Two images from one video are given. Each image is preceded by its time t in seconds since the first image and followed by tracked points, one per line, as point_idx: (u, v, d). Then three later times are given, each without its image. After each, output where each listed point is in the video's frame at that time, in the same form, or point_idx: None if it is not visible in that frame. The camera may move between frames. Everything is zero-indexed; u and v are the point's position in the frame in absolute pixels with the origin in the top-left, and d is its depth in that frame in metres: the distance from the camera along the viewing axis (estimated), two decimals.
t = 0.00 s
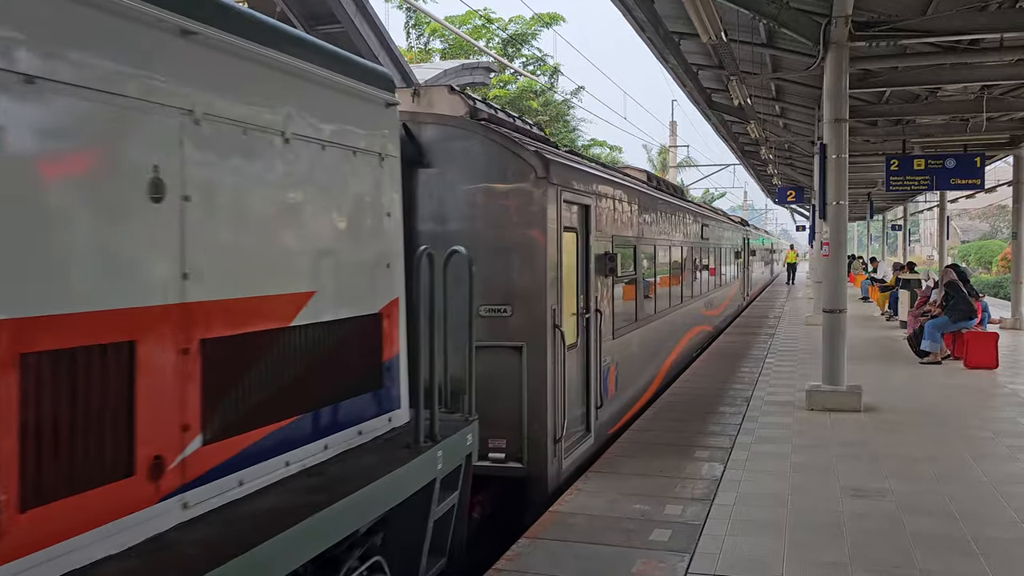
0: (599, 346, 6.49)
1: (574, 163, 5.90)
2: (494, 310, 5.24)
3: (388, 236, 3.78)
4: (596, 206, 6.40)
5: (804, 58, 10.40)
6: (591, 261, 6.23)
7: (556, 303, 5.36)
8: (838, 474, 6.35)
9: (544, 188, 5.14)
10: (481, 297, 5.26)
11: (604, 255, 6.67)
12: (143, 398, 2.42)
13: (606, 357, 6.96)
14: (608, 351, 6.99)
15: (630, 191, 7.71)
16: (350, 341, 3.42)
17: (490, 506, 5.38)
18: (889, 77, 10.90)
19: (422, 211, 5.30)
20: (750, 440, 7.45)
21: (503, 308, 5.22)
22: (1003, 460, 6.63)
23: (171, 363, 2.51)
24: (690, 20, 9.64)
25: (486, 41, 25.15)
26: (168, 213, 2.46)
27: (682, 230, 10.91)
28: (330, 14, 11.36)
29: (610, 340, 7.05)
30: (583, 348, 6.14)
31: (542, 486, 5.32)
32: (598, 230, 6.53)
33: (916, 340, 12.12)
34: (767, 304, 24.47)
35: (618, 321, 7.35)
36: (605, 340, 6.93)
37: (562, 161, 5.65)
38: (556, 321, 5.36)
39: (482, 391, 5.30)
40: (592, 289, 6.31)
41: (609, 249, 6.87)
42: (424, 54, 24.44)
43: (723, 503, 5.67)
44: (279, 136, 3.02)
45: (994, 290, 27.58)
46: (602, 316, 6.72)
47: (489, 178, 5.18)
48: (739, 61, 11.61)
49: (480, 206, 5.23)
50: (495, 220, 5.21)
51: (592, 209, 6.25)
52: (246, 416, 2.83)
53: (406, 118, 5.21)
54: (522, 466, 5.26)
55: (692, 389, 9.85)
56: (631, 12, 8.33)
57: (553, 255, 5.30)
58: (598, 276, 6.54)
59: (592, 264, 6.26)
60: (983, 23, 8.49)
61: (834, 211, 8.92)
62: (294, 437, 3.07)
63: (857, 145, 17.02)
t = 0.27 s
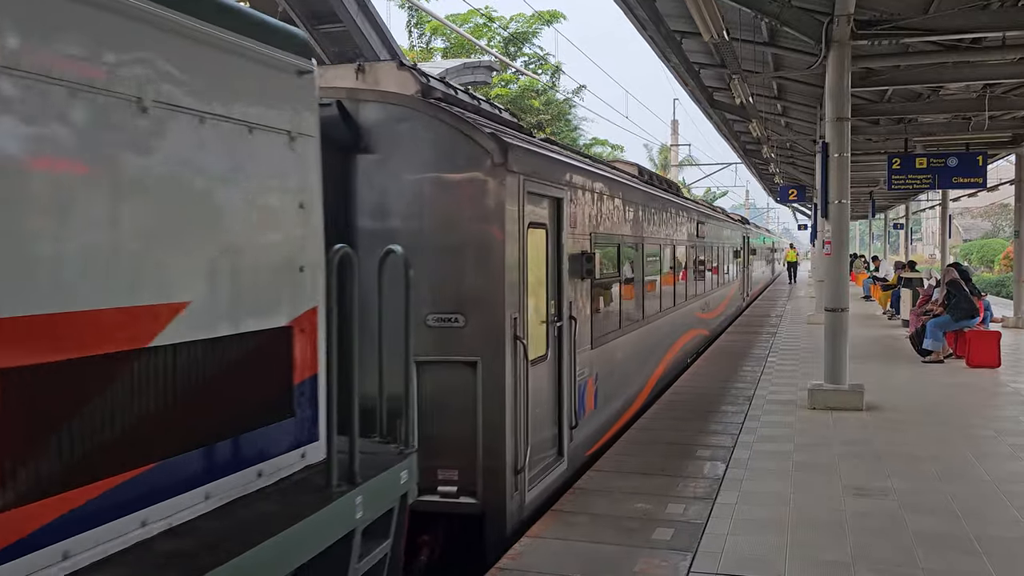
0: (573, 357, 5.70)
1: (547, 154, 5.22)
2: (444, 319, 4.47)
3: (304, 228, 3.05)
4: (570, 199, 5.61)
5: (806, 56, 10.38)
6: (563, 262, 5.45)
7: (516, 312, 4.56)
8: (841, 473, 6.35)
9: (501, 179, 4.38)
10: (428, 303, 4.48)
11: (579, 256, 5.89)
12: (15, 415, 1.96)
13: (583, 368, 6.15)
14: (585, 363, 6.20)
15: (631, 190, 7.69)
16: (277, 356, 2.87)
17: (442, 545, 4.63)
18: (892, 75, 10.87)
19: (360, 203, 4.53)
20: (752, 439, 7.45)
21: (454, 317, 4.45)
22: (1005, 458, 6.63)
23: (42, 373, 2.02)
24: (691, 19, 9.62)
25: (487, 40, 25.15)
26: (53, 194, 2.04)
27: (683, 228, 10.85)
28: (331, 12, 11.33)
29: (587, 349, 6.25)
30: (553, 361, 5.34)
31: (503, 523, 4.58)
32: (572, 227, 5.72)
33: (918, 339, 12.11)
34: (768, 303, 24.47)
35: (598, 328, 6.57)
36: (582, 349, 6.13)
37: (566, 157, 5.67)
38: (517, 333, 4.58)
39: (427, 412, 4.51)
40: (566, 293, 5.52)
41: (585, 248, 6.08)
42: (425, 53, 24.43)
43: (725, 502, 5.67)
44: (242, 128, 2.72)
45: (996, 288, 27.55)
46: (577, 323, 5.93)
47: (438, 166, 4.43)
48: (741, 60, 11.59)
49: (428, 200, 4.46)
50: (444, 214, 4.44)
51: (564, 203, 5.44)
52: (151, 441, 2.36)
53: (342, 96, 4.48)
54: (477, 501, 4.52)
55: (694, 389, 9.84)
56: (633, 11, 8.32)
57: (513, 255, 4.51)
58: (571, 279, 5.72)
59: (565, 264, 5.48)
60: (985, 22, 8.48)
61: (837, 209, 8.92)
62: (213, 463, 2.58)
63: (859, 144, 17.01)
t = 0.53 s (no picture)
0: (539, 373, 4.94)
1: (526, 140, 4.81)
2: (374, 333, 3.69)
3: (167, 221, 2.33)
4: (535, 190, 4.84)
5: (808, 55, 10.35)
6: (525, 262, 4.68)
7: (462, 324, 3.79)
8: (843, 472, 6.35)
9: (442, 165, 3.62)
10: (355, 313, 3.71)
11: (548, 255, 5.15)
12: None
13: (553, 382, 5.36)
14: (555, 377, 5.41)
15: (633, 189, 7.68)
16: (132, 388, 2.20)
17: None
18: (895, 74, 10.85)
19: (275, 192, 3.77)
20: (754, 438, 7.46)
21: (385, 330, 3.68)
22: (1008, 457, 6.63)
23: None
24: (694, 18, 9.61)
25: (489, 39, 25.16)
26: None
27: (685, 228, 10.84)
28: (333, 12, 11.32)
29: (558, 360, 5.48)
30: (514, 378, 4.57)
31: None
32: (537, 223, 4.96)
33: (921, 338, 12.10)
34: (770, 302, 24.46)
35: (571, 336, 5.80)
36: (552, 362, 5.34)
37: (567, 156, 5.67)
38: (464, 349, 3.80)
39: (354, 445, 3.73)
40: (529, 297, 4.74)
41: (555, 247, 5.32)
42: (427, 52, 24.45)
43: (728, 501, 5.67)
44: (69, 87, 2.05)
45: (998, 287, 27.54)
46: (545, 332, 5.18)
47: (366, 151, 3.68)
48: (743, 60, 11.58)
49: (354, 189, 3.70)
50: (373, 207, 3.68)
51: (527, 195, 4.67)
52: None
53: (252, 65, 3.73)
54: (413, 551, 3.74)
55: (696, 388, 9.84)
56: (635, 11, 8.31)
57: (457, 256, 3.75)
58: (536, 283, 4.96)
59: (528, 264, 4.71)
60: (987, 21, 8.46)
61: (839, 209, 8.92)
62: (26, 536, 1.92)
63: (861, 143, 16.99)
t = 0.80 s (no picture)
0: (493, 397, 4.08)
1: (517, 133, 4.65)
2: (264, 356, 2.80)
3: None
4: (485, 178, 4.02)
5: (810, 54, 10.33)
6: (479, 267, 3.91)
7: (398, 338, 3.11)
8: (845, 471, 6.35)
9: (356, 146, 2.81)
10: (239, 330, 2.80)
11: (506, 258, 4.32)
12: None
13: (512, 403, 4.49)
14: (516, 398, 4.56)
15: (634, 188, 7.65)
16: None
17: None
18: (897, 73, 10.83)
19: (132, 170, 2.82)
20: (756, 437, 7.45)
21: (279, 351, 2.79)
22: (1010, 457, 6.62)
23: None
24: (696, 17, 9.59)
25: (491, 38, 25.14)
26: None
27: (687, 227, 10.83)
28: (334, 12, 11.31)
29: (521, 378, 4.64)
30: (459, 407, 3.72)
31: None
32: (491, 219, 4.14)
33: (923, 337, 12.09)
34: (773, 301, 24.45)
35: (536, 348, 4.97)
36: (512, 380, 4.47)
37: (569, 155, 5.65)
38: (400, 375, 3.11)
39: (238, 502, 2.82)
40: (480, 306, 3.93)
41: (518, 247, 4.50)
42: (429, 52, 24.47)
43: (730, 500, 5.67)
44: None
45: (1001, 286, 27.49)
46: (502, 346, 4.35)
47: (255, 119, 2.79)
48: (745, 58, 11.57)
49: (239, 168, 2.79)
50: (264, 191, 2.79)
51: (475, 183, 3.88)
52: None
53: (116, 20, 2.83)
54: None
55: (698, 387, 9.83)
56: (636, 10, 8.30)
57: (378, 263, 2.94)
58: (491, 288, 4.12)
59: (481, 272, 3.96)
60: (991, 20, 8.46)
61: (841, 208, 8.91)
62: None
63: (863, 142, 16.98)
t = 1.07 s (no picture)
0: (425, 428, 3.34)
1: (515, 131, 4.58)
2: (83, 392, 2.10)
3: None
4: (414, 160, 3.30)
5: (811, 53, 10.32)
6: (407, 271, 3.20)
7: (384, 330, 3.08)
8: (847, 471, 6.34)
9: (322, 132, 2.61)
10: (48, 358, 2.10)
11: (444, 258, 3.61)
12: None
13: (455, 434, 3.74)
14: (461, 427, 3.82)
15: (635, 187, 7.63)
16: None
17: None
18: (899, 72, 10.83)
19: None
20: (758, 437, 7.45)
21: (101, 385, 2.10)
22: (1012, 456, 6.61)
23: None
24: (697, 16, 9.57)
25: (493, 37, 25.13)
26: None
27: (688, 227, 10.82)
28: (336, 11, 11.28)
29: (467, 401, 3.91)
30: (379, 443, 3.01)
31: None
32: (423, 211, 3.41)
33: (924, 336, 12.08)
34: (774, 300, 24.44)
35: (489, 364, 4.23)
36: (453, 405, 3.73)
37: (569, 154, 5.63)
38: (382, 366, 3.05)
39: None
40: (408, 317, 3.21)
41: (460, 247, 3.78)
42: (431, 51, 24.49)
43: (732, 499, 5.67)
44: None
45: (1003, 286, 27.47)
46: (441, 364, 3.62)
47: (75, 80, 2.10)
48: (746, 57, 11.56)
49: (52, 143, 2.10)
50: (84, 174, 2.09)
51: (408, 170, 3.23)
52: None
53: None
54: None
55: (700, 387, 9.82)
56: (638, 9, 8.30)
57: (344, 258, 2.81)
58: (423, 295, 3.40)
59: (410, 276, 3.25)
60: (993, 19, 8.47)
61: (843, 207, 8.90)
62: None
63: (865, 141, 16.97)
